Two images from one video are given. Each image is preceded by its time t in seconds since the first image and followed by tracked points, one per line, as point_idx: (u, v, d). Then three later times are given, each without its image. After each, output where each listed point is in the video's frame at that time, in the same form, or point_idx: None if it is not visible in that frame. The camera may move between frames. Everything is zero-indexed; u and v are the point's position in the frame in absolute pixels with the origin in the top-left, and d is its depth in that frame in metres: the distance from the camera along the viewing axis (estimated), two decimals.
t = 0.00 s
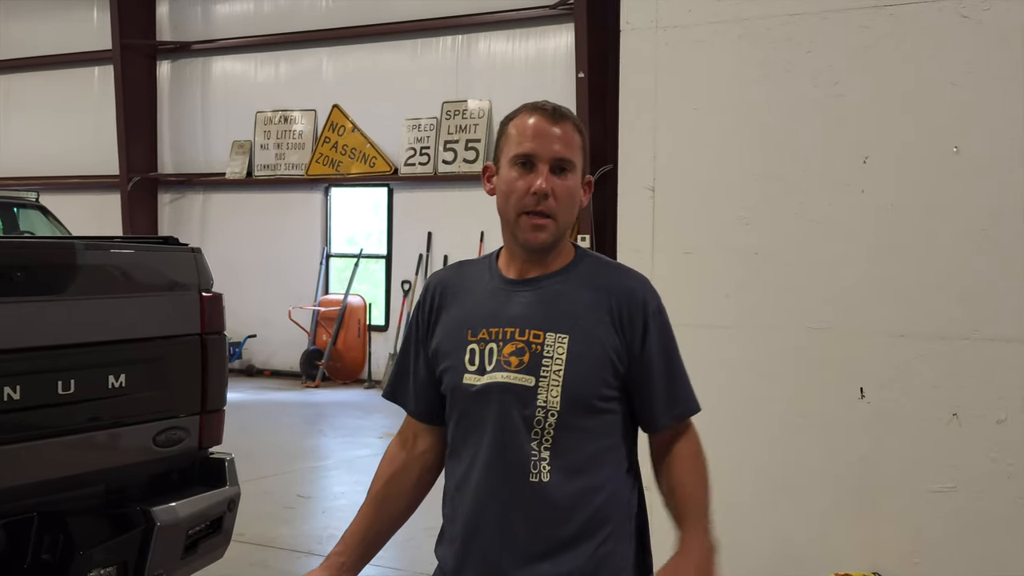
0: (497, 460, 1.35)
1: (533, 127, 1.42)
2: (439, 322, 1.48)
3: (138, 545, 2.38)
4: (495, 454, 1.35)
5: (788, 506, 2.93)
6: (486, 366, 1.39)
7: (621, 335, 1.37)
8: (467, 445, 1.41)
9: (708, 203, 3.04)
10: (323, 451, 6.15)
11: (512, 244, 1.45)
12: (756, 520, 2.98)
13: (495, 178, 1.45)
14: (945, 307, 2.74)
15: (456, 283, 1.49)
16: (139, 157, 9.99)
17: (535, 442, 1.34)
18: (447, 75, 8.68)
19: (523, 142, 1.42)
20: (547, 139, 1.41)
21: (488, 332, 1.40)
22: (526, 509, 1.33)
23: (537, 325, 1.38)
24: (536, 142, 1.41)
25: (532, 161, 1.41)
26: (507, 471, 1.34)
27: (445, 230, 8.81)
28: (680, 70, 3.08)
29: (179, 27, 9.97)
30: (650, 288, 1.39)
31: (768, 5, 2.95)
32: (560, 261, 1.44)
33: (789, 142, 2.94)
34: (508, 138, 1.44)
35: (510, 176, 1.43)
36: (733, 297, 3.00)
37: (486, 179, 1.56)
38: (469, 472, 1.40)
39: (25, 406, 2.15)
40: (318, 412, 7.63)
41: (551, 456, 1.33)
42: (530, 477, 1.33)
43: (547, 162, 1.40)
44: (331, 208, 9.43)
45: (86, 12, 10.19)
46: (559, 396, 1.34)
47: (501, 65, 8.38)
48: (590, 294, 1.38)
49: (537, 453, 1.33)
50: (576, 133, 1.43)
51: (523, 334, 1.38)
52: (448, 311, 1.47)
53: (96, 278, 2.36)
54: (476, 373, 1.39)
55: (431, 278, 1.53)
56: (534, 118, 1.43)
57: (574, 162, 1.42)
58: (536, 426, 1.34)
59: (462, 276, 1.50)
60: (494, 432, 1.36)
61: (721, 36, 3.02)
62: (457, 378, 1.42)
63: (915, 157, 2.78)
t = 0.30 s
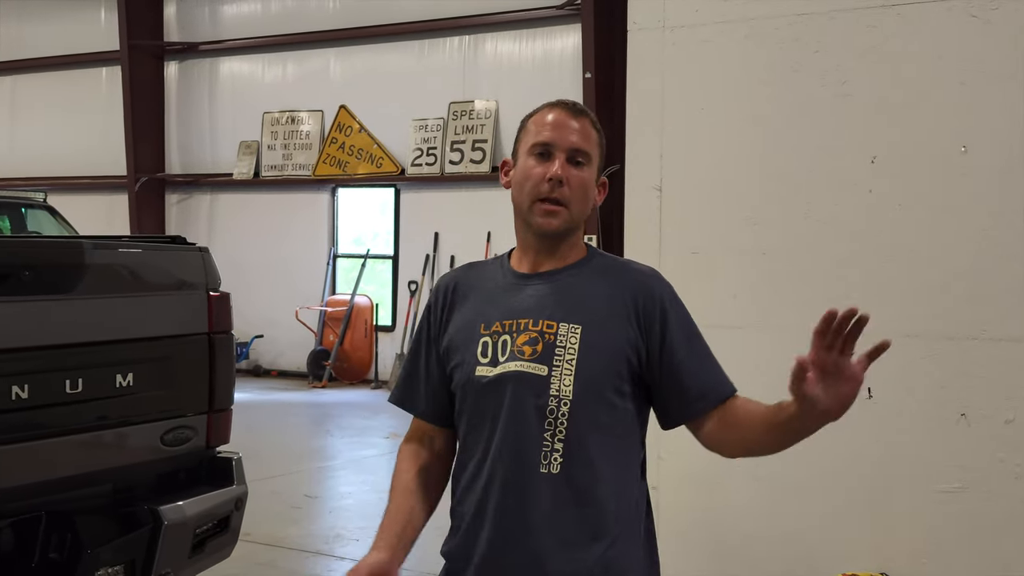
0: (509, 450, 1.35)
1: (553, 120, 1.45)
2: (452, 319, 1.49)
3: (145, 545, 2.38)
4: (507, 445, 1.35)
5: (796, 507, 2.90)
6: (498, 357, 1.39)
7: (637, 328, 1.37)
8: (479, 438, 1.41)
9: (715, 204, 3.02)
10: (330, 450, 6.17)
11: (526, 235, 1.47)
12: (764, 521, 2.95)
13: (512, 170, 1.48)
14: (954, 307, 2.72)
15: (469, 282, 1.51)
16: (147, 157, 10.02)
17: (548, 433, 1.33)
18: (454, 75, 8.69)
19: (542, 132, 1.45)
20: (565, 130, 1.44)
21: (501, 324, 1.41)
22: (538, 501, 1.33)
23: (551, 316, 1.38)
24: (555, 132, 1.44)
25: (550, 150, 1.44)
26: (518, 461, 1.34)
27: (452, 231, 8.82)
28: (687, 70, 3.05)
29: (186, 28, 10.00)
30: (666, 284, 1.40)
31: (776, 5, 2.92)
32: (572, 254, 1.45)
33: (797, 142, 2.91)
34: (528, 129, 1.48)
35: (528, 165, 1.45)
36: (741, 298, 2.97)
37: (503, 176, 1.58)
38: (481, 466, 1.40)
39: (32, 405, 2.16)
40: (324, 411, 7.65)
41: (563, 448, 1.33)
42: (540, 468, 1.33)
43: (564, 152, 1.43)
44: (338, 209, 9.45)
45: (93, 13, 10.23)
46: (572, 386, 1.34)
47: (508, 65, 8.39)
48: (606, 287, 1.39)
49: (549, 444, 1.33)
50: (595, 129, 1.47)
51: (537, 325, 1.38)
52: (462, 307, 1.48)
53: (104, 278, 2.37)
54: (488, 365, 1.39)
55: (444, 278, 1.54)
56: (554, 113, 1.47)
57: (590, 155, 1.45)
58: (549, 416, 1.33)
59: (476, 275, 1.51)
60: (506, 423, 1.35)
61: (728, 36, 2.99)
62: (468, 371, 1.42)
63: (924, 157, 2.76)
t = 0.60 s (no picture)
0: (509, 447, 1.36)
1: (556, 125, 1.46)
2: (462, 322, 1.52)
3: (153, 544, 2.40)
4: (508, 441, 1.36)
5: (801, 507, 2.89)
6: (501, 356, 1.41)
7: (640, 327, 1.37)
8: (483, 437, 1.42)
9: (721, 204, 3.01)
10: (337, 450, 6.18)
11: (530, 239, 1.48)
12: (769, 521, 2.95)
13: (517, 174, 1.48)
14: (960, 308, 2.71)
15: (480, 286, 1.54)
16: (155, 158, 10.07)
17: (548, 430, 1.34)
18: (460, 77, 8.70)
19: (546, 137, 1.45)
20: (569, 135, 1.44)
21: (506, 324, 1.43)
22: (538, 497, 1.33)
23: (553, 315, 1.39)
24: (558, 137, 1.44)
25: (553, 155, 1.44)
26: (518, 458, 1.35)
27: (458, 232, 8.83)
28: (694, 70, 3.05)
29: (194, 30, 10.03)
30: (671, 284, 1.40)
31: (782, 6, 2.92)
32: (577, 256, 1.46)
33: (802, 142, 2.90)
34: (533, 134, 1.48)
35: (532, 170, 1.46)
36: (746, 298, 2.97)
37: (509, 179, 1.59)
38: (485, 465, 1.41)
39: (40, 404, 2.17)
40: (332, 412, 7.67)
41: (563, 445, 1.33)
42: (540, 465, 1.34)
43: (567, 157, 1.43)
44: (345, 209, 9.47)
45: (101, 14, 10.28)
46: (573, 383, 1.34)
47: (514, 66, 8.40)
48: (609, 287, 1.40)
49: (549, 441, 1.34)
50: (599, 133, 1.47)
51: (539, 323, 1.39)
52: (471, 310, 1.51)
53: (112, 277, 2.38)
54: (492, 363, 1.41)
55: (458, 283, 1.57)
56: (557, 117, 1.47)
57: (594, 160, 1.45)
58: (549, 413, 1.34)
59: (487, 278, 1.54)
60: (507, 420, 1.36)
61: (735, 36, 2.99)
62: (474, 370, 1.44)
63: (930, 157, 2.75)
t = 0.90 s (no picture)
0: (517, 450, 1.36)
1: (566, 123, 1.45)
2: (471, 321, 1.52)
3: (157, 545, 2.40)
4: (515, 444, 1.36)
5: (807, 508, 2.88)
6: (510, 357, 1.41)
7: (649, 330, 1.36)
8: (491, 438, 1.42)
9: (726, 205, 3.00)
10: (342, 450, 6.20)
11: (542, 239, 1.47)
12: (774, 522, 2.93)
13: (527, 171, 1.48)
14: (966, 308, 2.69)
15: (489, 285, 1.53)
16: (161, 159, 10.09)
17: (556, 433, 1.34)
18: (465, 78, 8.70)
19: (556, 134, 1.45)
20: (579, 133, 1.44)
21: (514, 325, 1.42)
22: (545, 501, 1.34)
23: (561, 316, 1.39)
24: (568, 135, 1.44)
25: (562, 152, 1.44)
26: (526, 461, 1.35)
27: (463, 233, 8.83)
28: (699, 71, 3.03)
29: (199, 31, 10.06)
30: (681, 285, 1.38)
31: (788, 6, 2.91)
32: (588, 256, 1.45)
33: (808, 142, 2.89)
34: (543, 131, 1.47)
35: (541, 168, 1.46)
36: (752, 298, 2.95)
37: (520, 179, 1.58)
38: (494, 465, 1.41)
39: (43, 404, 2.18)
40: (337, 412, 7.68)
41: (571, 449, 1.33)
42: (548, 468, 1.34)
43: (576, 154, 1.43)
44: (349, 210, 9.48)
45: (107, 15, 10.31)
46: (580, 387, 1.34)
47: (519, 67, 8.40)
48: (617, 289, 1.39)
49: (557, 444, 1.34)
50: (609, 130, 1.46)
51: (547, 325, 1.39)
52: (480, 310, 1.51)
53: (117, 278, 2.38)
54: (500, 365, 1.41)
55: (467, 281, 1.57)
56: (567, 115, 1.46)
57: (604, 157, 1.44)
58: (556, 417, 1.34)
59: (497, 275, 1.53)
60: (515, 422, 1.37)
61: (740, 37, 2.97)
62: (483, 371, 1.44)
63: (935, 157, 2.73)
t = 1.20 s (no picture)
0: (513, 451, 1.36)
1: (567, 122, 1.44)
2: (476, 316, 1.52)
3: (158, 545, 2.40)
4: (511, 445, 1.37)
5: (809, 509, 2.86)
6: (509, 357, 1.41)
7: (648, 336, 1.35)
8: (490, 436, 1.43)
9: (727, 205, 2.98)
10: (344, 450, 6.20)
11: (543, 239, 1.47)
12: (775, 524, 2.91)
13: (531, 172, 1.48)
14: (969, 308, 2.67)
15: (496, 279, 1.53)
16: (163, 159, 10.11)
17: (552, 436, 1.34)
18: (468, 77, 8.70)
19: (556, 135, 1.44)
20: (579, 133, 1.43)
21: (515, 323, 1.42)
22: (539, 502, 1.34)
23: (560, 318, 1.38)
24: (567, 135, 1.43)
25: (561, 153, 1.43)
26: (522, 462, 1.35)
27: (465, 233, 8.82)
28: (701, 70, 3.01)
29: (202, 31, 10.07)
30: (682, 290, 1.37)
31: (790, 6, 2.89)
32: (590, 257, 1.44)
33: (810, 142, 2.87)
34: (547, 132, 1.47)
35: (542, 169, 1.46)
36: (754, 298, 2.94)
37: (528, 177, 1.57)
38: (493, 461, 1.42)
39: (45, 404, 2.18)
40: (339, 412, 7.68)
41: (567, 451, 1.34)
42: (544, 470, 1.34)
43: (574, 155, 1.42)
44: (352, 210, 9.49)
45: (110, 15, 10.32)
46: (576, 391, 1.34)
47: (522, 67, 8.40)
48: (616, 292, 1.38)
49: (553, 447, 1.34)
50: (610, 129, 1.44)
51: (545, 326, 1.38)
52: (484, 305, 1.51)
53: (118, 278, 2.38)
54: (501, 363, 1.42)
55: (475, 275, 1.57)
56: (568, 114, 1.45)
57: (603, 156, 1.42)
58: (553, 419, 1.34)
59: (502, 271, 1.53)
60: (512, 422, 1.37)
61: (742, 36, 2.96)
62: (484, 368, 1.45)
63: (938, 157, 2.72)
